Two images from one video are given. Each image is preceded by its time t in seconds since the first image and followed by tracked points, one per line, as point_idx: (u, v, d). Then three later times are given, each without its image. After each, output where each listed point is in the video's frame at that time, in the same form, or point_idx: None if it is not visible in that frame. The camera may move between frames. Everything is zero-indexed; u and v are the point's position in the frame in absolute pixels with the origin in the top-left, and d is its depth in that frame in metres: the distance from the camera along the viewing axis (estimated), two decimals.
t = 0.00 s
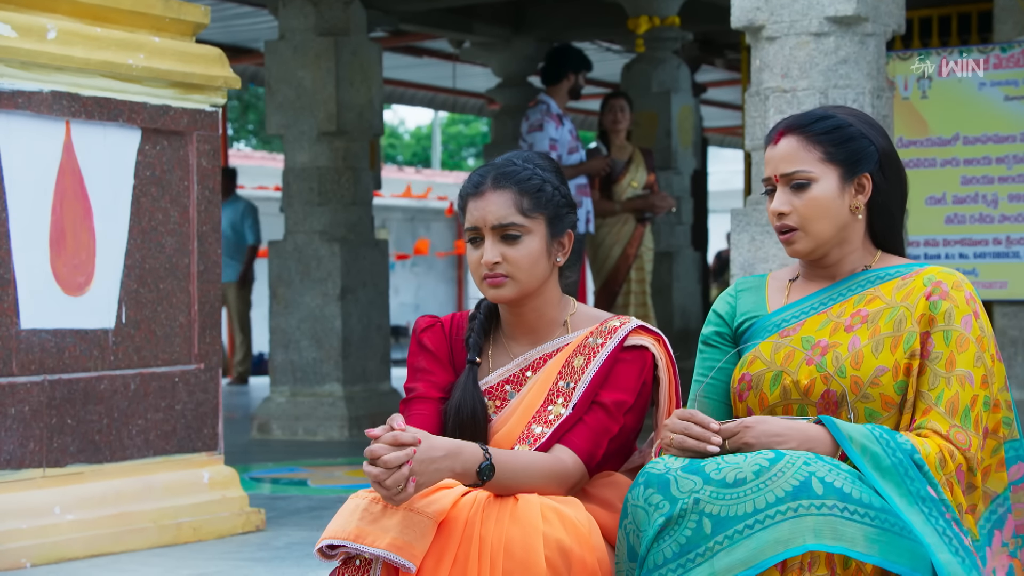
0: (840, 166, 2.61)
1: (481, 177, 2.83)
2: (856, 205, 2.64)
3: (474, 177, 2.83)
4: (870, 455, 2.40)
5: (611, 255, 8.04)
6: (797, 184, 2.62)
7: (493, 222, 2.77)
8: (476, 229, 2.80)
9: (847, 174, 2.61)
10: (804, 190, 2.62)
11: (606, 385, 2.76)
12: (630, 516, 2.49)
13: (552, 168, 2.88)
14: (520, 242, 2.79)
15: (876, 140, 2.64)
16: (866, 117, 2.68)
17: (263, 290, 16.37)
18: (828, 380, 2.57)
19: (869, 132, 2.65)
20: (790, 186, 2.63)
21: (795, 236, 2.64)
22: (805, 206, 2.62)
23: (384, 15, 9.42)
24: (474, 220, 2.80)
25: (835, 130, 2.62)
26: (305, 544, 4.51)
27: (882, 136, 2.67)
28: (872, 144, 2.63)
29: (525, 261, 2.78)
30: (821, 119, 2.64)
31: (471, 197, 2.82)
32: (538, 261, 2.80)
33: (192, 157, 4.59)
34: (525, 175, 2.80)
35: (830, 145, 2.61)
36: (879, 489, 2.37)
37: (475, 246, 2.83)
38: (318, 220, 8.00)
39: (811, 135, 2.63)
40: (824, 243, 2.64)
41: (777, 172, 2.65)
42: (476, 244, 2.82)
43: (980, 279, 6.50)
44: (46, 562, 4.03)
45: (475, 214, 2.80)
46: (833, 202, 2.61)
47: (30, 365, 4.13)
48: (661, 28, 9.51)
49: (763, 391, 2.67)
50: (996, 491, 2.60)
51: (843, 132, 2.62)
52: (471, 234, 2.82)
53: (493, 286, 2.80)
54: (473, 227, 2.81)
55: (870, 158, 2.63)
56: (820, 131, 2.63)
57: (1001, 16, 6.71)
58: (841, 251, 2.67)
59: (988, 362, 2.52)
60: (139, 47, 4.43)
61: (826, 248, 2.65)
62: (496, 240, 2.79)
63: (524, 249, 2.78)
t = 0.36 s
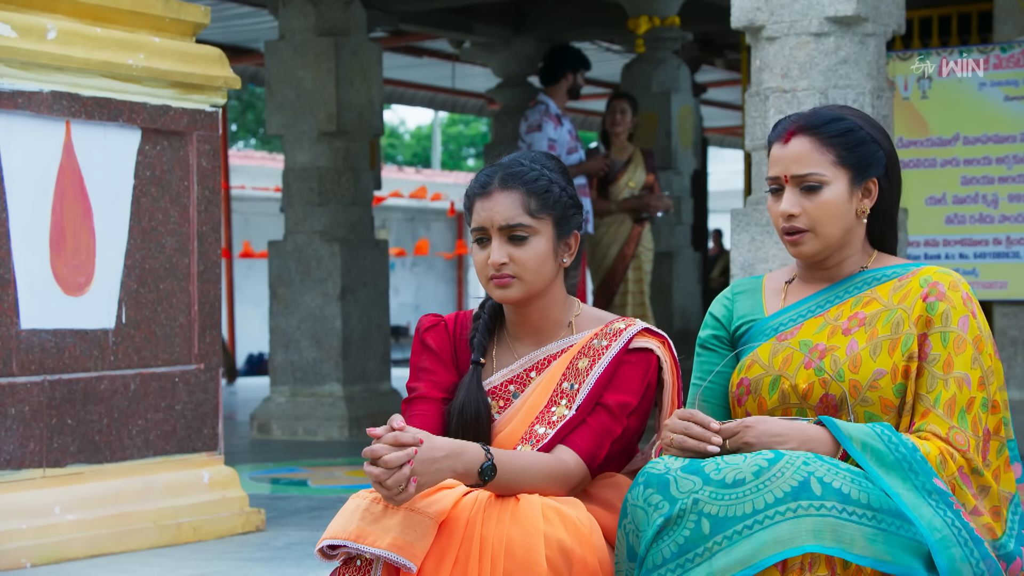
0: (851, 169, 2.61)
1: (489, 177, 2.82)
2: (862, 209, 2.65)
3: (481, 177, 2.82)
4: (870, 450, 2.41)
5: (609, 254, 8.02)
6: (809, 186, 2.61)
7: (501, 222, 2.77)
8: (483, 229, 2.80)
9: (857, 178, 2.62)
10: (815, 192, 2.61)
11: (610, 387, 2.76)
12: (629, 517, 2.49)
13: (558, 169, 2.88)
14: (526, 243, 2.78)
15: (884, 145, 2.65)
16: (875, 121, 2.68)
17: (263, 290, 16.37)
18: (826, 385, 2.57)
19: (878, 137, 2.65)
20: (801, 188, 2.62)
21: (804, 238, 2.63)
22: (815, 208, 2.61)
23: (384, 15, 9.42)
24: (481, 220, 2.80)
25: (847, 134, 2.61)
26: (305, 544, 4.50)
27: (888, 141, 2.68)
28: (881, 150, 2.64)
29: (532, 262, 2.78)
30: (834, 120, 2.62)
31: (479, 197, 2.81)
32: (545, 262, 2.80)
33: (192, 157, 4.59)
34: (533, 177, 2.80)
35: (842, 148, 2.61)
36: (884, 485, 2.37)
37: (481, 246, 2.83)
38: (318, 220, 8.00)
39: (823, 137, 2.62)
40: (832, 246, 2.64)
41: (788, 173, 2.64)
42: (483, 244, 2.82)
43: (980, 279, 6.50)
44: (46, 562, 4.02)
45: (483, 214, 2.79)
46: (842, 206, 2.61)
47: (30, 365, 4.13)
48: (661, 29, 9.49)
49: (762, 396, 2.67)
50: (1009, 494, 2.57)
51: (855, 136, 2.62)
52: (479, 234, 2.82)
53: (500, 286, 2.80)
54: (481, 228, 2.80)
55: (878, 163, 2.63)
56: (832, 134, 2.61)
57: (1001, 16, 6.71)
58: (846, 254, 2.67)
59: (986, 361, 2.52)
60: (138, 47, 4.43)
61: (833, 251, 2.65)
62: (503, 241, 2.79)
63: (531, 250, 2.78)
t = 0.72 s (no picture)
0: (855, 174, 2.61)
1: (487, 177, 2.82)
2: (862, 214, 2.66)
3: (479, 177, 2.82)
4: (869, 452, 2.40)
5: (609, 254, 8.03)
6: (814, 189, 2.60)
7: (499, 222, 2.77)
8: (482, 230, 2.80)
9: (859, 182, 2.62)
10: (820, 196, 2.60)
11: (609, 387, 2.76)
12: (625, 516, 2.50)
13: (557, 169, 2.88)
14: (525, 243, 2.78)
15: (887, 151, 2.65)
16: (878, 125, 2.68)
17: (263, 290, 16.37)
18: (821, 398, 2.58)
19: (882, 142, 2.65)
20: (806, 191, 2.61)
21: (805, 240, 2.63)
22: (818, 212, 2.61)
23: (384, 15, 9.42)
24: (479, 220, 2.79)
25: (853, 138, 2.61)
26: (305, 544, 4.50)
27: (891, 145, 2.68)
28: (885, 155, 2.64)
29: (530, 262, 2.78)
30: (840, 123, 2.61)
31: (477, 197, 2.81)
32: (544, 262, 2.80)
33: (192, 157, 4.59)
34: (531, 176, 2.80)
35: (847, 152, 2.60)
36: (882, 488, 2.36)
37: (480, 246, 2.83)
38: (318, 220, 8.00)
39: (829, 140, 2.61)
40: (831, 249, 2.64)
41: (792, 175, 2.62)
42: (482, 244, 2.82)
43: (980, 279, 6.50)
44: (46, 562, 4.02)
45: (481, 215, 2.79)
46: (844, 210, 2.61)
47: (30, 365, 4.13)
48: (661, 29, 9.51)
49: (758, 407, 2.68)
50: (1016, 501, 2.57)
51: (860, 140, 2.61)
52: (477, 235, 2.82)
53: (498, 286, 2.80)
54: (478, 228, 2.80)
55: (881, 168, 2.63)
56: (838, 137, 2.61)
57: (1001, 16, 6.71)
58: (845, 258, 2.67)
59: (982, 367, 2.52)
60: (139, 47, 4.43)
61: (833, 254, 2.65)
62: (502, 241, 2.79)
63: (529, 250, 2.78)
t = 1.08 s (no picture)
0: (864, 189, 2.61)
1: (484, 177, 2.82)
2: (862, 226, 2.66)
3: (477, 177, 2.82)
4: (864, 449, 2.40)
5: (610, 254, 8.03)
6: (824, 198, 2.60)
7: (498, 222, 2.77)
8: (480, 229, 2.80)
9: (866, 197, 2.62)
10: (828, 206, 2.60)
11: (608, 386, 2.76)
12: (624, 516, 2.50)
13: (555, 170, 2.88)
14: (523, 243, 2.78)
15: (895, 169, 2.66)
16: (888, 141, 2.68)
17: (263, 289, 16.37)
18: (817, 405, 2.58)
19: (892, 159, 2.66)
20: (815, 198, 2.60)
21: (806, 245, 2.63)
22: (824, 221, 2.61)
23: (384, 15, 9.42)
24: (478, 221, 2.79)
25: (868, 152, 2.61)
26: (305, 544, 4.50)
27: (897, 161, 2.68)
28: (893, 173, 2.65)
29: (529, 262, 2.78)
30: (857, 135, 2.60)
31: (476, 196, 2.81)
32: (542, 262, 2.80)
33: (192, 157, 4.59)
34: (529, 177, 2.80)
35: (861, 166, 2.60)
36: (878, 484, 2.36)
37: (479, 246, 2.82)
38: (318, 220, 8.00)
39: (846, 151, 2.60)
40: (830, 255, 2.64)
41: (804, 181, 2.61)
42: (480, 244, 2.82)
43: (980, 279, 6.50)
44: (46, 562, 4.02)
45: (480, 214, 2.79)
46: (849, 222, 2.62)
47: (30, 365, 4.13)
48: (661, 28, 9.52)
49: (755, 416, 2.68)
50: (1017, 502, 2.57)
51: (873, 154, 2.61)
52: (476, 234, 2.82)
53: (497, 286, 2.80)
54: (477, 227, 2.80)
55: (888, 186, 2.65)
56: (854, 149, 2.60)
57: (1001, 16, 6.71)
58: (843, 267, 2.68)
59: (975, 371, 2.51)
60: (138, 47, 4.43)
61: (831, 261, 2.66)
62: (500, 241, 2.79)
63: (528, 250, 2.78)
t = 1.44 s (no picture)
0: (876, 189, 2.61)
1: (488, 177, 2.82)
2: (871, 228, 2.65)
3: (480, 176, 2.82)
4: (864, 475, 2.35)
5: (611, 254, 8.02)
6: (836, 195, 2.59)
7: (501, 221, 2.77)
8: (482, 229, 2.79)
9: (878, 197, 2.62)
10: (841, 203, 2.60)
11: (611, 386, 2.76)
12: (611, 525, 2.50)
13: (556, 169, 2.88)
14: (526, 242, 2.78)
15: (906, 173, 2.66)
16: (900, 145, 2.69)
17: (263, 289, 16.38)
18: (822, 399, 2.55)
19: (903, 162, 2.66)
20: (828, 194, 2.60)
21: (817, 239, 2.62)
22: (836, 218, 2.60)
23: (385, 15, 9.43)
24: (482, 220, 2.79)
25: (883, 153, 2.61)
26: (306, 544, 4.50)
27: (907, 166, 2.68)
28: (904, 176, 2.65)
29: (532, 262, 2.78)
30: (872, 136, 2.60)
31: (478, 196, 2.81)
32: (545, 262, 2.80)
33: (193, 157, 4.59)
34: (532, 176, 2.80)
35: (875, 166, 2.60)
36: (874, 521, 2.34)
37: (481, 245, 2.82)
38: (319, 220, 8.00)
39: (861, 150, 2.60)
40: (839, 252, 2.63)
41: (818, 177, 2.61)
42: (482, 243, 2.82)
43: (980, 279, 6.50)
44: (47, 562, 4.02)
45: (483, 214, 2.79)
46: (860, 221, 2.61)
47: (31, 365, 4.13)
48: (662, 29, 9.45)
49: (762, 414, 2.66)
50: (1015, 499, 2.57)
51: (886, 155, 2.61)
52: (478, 234, 2.81)
53: (500, 286, 2.80)
54: (479, 227, 2.80)
55: (899, 189, 2.65)
56: (868, 148, 2.59)
57: (1002, 16, 6.70)
58: (851, 266, 2.67)
59: (979, 367, 2.49)
60: (139, 47, 4.43)
61: (840, 258, 2.65)
62: (503, 240, 2.79)
63: (531, 250, 2.78)
